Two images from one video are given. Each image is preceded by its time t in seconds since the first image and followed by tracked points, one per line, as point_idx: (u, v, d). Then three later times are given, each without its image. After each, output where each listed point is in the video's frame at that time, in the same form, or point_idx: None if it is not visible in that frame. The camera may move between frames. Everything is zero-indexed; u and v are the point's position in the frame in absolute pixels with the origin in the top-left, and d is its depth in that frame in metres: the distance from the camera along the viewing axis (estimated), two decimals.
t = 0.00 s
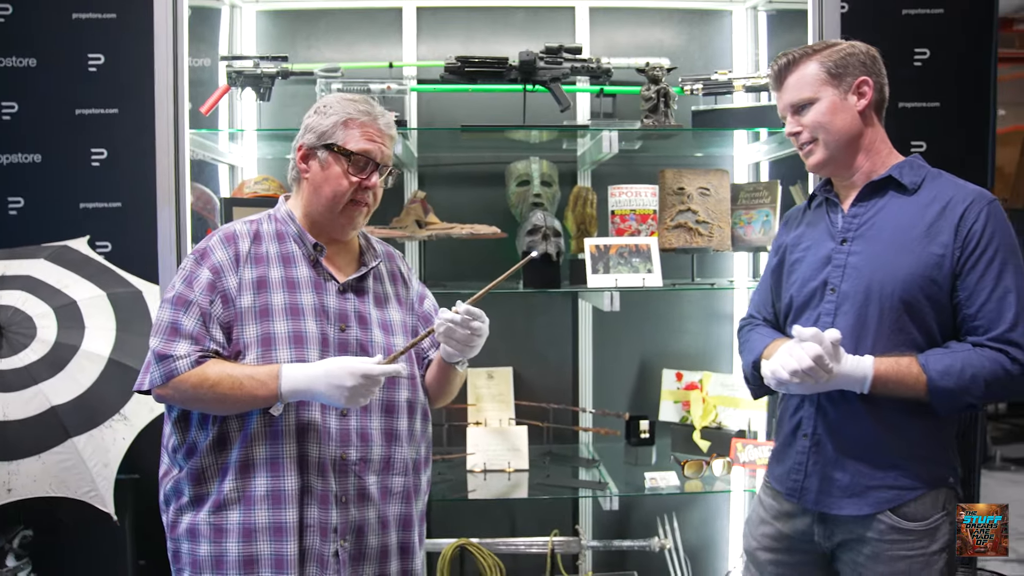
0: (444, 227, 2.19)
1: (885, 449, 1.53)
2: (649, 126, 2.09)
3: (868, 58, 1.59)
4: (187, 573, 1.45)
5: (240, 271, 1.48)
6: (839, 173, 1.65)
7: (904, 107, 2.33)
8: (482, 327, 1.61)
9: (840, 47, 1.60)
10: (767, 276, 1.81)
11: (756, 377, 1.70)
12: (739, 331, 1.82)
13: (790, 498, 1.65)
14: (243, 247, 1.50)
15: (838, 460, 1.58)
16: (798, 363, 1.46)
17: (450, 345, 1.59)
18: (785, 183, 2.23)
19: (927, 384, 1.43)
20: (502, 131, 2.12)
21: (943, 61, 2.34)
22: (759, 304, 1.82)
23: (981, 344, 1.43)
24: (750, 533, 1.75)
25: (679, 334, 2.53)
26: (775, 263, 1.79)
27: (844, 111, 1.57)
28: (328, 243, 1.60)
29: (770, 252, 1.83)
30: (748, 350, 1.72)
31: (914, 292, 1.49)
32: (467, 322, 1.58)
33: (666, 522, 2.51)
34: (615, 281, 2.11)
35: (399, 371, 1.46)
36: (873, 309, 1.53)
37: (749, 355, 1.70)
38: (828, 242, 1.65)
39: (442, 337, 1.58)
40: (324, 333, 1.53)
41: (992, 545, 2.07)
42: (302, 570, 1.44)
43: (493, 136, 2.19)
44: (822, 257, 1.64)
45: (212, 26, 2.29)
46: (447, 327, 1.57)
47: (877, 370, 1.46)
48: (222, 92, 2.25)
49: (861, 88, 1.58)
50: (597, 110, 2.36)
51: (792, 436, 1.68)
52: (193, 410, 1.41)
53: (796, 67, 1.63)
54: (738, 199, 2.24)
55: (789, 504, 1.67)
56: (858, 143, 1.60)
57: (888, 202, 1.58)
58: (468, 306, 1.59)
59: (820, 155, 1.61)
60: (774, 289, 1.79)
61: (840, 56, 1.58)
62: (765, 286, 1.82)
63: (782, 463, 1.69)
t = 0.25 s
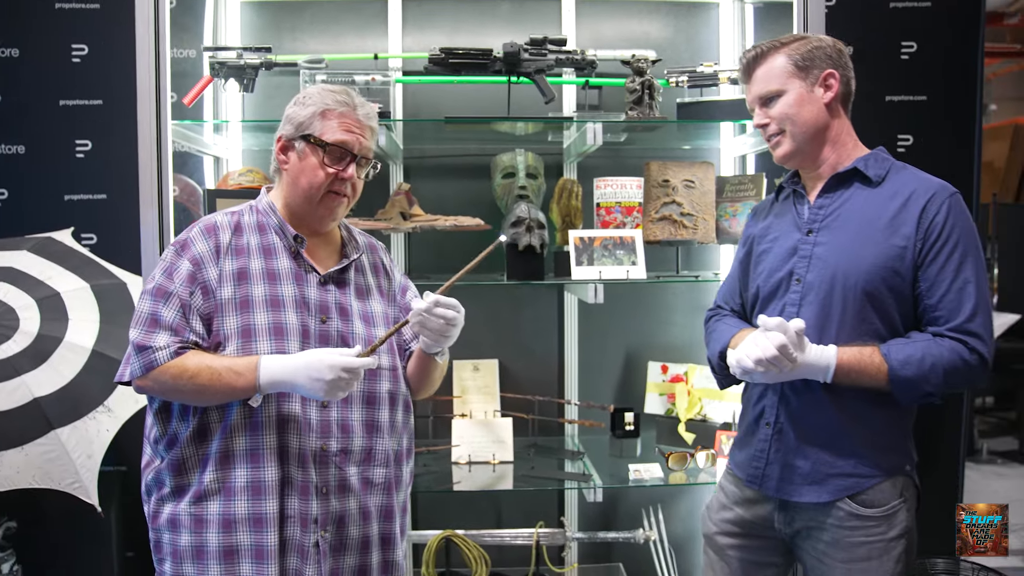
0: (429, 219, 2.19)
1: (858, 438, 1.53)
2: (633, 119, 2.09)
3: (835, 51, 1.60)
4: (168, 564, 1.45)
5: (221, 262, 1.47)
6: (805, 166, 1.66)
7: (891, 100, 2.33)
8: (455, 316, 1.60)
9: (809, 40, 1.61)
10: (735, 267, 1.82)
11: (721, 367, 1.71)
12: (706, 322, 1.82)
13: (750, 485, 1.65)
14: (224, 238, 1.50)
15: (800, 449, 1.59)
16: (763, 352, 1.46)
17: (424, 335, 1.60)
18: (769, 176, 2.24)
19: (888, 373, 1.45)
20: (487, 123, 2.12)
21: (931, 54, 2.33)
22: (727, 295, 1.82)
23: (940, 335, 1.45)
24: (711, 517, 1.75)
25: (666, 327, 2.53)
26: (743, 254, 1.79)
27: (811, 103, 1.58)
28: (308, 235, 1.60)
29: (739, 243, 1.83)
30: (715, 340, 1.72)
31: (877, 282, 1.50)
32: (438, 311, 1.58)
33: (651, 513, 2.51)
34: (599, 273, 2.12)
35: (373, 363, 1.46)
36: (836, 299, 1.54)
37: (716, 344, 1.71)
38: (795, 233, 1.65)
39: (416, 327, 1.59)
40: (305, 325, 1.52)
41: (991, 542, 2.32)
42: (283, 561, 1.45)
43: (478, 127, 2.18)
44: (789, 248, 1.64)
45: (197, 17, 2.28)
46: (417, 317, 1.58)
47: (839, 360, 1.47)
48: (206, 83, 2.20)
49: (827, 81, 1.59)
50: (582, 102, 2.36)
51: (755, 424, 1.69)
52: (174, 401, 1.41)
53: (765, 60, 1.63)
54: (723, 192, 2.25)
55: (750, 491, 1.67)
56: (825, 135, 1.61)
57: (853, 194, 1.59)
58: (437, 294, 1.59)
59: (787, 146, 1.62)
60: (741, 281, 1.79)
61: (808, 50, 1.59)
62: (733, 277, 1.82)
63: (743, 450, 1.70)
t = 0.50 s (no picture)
0: (422, 215, 2.17)
1: (852, 433, 1.52)
2: (628, 112, 2.07)
3: (812, 44, 1.60)
4: (158, 562, 1.44)
5: (210, 258, 1.46)
6: (783, 159, 1.65)
7: (889, 93, 2.31)
8: (437, 315, 1.58)
9: (787, 34, 1.61)
10: (714, 260, 1.81)
11: (700, 360, 1.70)
12: (685, 315, 1.81)
13: (729, 478, 1.64)
14: (213, 233, 1.49)
15: (778, 441, 1.58)
16: (741, 343, 1.45)
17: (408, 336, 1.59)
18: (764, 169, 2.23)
19: (866, 364, 1.43)
20: (481, 117, 2.10)
21: (930, 46, 2.31)
22: (705, 290, 1.81)
23: (917, 326, 1.44)
24: (691, 512, 1.74)
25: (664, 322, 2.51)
26: (722, 247, 1.78)
27: (788, 96, 1.57)
28: (304, 230, 1.59)
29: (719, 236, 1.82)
30: (694, 333, 1.71)
31: (855, 274, 1.48)
32: (419, 313, 1.56)
33: (648, 510, 2.50)
34: (594, 268, 2.12)
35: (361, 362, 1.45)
36: (814, 291, 1.53)
37: (695, 337, 1.70)
38: (773, 225, 1.64)
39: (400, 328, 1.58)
40: (295, 320, 1.51)
41: (991, 542, 2.30)
42: (273, 558, 1.44)
43: (472, 122, 2.17)
44: (767, 240, 1.63)
45: (189, 14, 2.24)
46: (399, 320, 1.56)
47: (817, 351, 1.45)
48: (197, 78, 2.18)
49: (804, 73, 1.58)
50: (576, 96, 2.35)
51: (734, 417, 1.68)
52: (164, 397, 1.40)
53: (742, 53, 1.63)
54: (720, 186, 2.22)
55: (728, 484, 1.66)
56: (801, 128, 1.60)
57: (831, 185, 1.58)
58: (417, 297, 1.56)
59: (765, 139, 1.61)
60: (720, 274, 1.79)
61: (784, 43, 1.59)
62: (713, 270, 1.81)
63: (722, 443, 1.69)
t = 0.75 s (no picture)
0: (420, 211, 2.16)
1: (853, 430, 1.50)
2: (628, 107, 2.06)
3: (796, 38, 1.58)
4: (154, 561, 1.43)
5: (206, 254, 1.45)
6: (771, 153, 1.62)
7: (893, 86, 2.28)
8: (436, 309, 1.57)
9: (770, 28, 1.59)
10: (705, 258, 1.79)
11: (690, 357, 1.69)
12: (677, 313, 1.80)
13: (720, 475, 1.63)
14: (209, 229, 1.48)
15: (768, 438, 1.56)
16: (729, 339, 1.43)
17: (404, 326, 1.58)
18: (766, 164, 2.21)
19: (855, 358, 1.41)
20: (480, 113, 2.09)
21: (933, 39, 2.27)
22: (697, 287, 1.80)
23: (907, 319, 1.41)
24: (684, 509, 1.73)
25: (665, 319, 2.49)
26: (712, 245, 1.77)
27: (773, 90, 1.55)
28: (300, 226, 1.57)
29: (709, 233, 1.81)
30: (684, 331, 1.70)
31: (844, 269, 1.46)
32: (417, 304, 1.54)
33: (650, 508, 2.49)
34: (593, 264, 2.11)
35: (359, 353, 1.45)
36: (803, 287, 1.51)
37: (686, 336, 1.68)
38: (762, 221, 1.62)
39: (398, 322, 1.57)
40: (292, 317, 1.50)
41: (991, 542, 2.26)
42: (269, 557, 1.43)
43: (471, 118, 2.15)
44: (756, 236, 1.61)
45: (186, 10, 2.28)
46: (397, 310, 1.54)
47: (806, 346, 1.44)
48: (193, 75, 2.20)
49: (790, 67, 1.56)
50: (576, 91, 2.33)
51: (724, 414, 1.66)
52: (159, 396, 1.39)
53: (727, 49, 1.61)
54: (722, 181, 2.20)
55: (719, 481, 1.64)
56: (788, 122, 1.58)
57: (819, 179, 1.55)
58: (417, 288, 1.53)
59: (751, 134, 1.59)
60: (712, 271, 1.77)
61: (769, 37, 1.57)
62: (704, 267, 1.79)
63: (713, 439, 1.67)
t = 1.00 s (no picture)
0: (417, 211, 2.15)
1: (852, 432, 1.48)
2: (626, 106, 2.05)
3: (787, 36, 1.56)
4: (149, 565, 1.41)
5: (200, 256, 1.44)
6: (763, 153, 1.61)
7: (893, 84, 2.27)
8: (436, 310, 1.56)
9: (760, 28, 1.57)
10: (702, 258, 1.78)
11: (684, 359, 1.68)
12: (674, 314, 1.79)
13: (714, 476, 1.62)
14: (204, 230, 1.47)
15: (761, 439, 1.55)
16: (719, 340, 1.43)
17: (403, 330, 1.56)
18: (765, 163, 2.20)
19: (848, 358, 1.40)
20: (477, 112, 2.08)
21: (933, 36, 2.26)
22: (693, 288, 1.79)
23: (901, 318, 1.40)
24: (683, 510, 1.73)
25: (665, 319, 2.48)
26: (708, 245, 1.76)
27: (763, 90, 1.54)
28: (295, 227, 1.56)
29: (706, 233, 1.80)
30: (680, 332, 1.69)
31: (836, 268, 1.45)
32: (417, 305, 1.54)
33: (650, 509, 2.48)
34: (591, 265, 2.10)
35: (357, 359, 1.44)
36: (795, 287, 1.49)
37: (681, 337, 1.68)
38: (756, 220, 1.61)
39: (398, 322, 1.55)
40: (288, 319, 1.49)
41: (991, 542, 2.25)
42: (264, 562, 1.41)
43: (469, 118, 2.14)
44: (750, 236, 1.60)
45: (183, 9, 2.28)
46: (396, 313, 1.53)
47: (798, 346, 1.43)
48: (189, 76, 2.20)
49: (780, 66, 1.55)
50: (574, 90, 2.32)
51: (718, 414, 1.65)
52: (153, 399, 1.38)
53: (717, 50, 1.60)
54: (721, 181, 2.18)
55: (715, 482, 1.63)
56: (779, 121, 1.57)
57: (811, 178, 1.54)
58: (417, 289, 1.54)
59: (742, 134, 1.58)
60: (707, 272, 1.76)
61: (759, 37, 1.56)
62: (700, 268, 1.78)
63: (709, 440, 1.66)
